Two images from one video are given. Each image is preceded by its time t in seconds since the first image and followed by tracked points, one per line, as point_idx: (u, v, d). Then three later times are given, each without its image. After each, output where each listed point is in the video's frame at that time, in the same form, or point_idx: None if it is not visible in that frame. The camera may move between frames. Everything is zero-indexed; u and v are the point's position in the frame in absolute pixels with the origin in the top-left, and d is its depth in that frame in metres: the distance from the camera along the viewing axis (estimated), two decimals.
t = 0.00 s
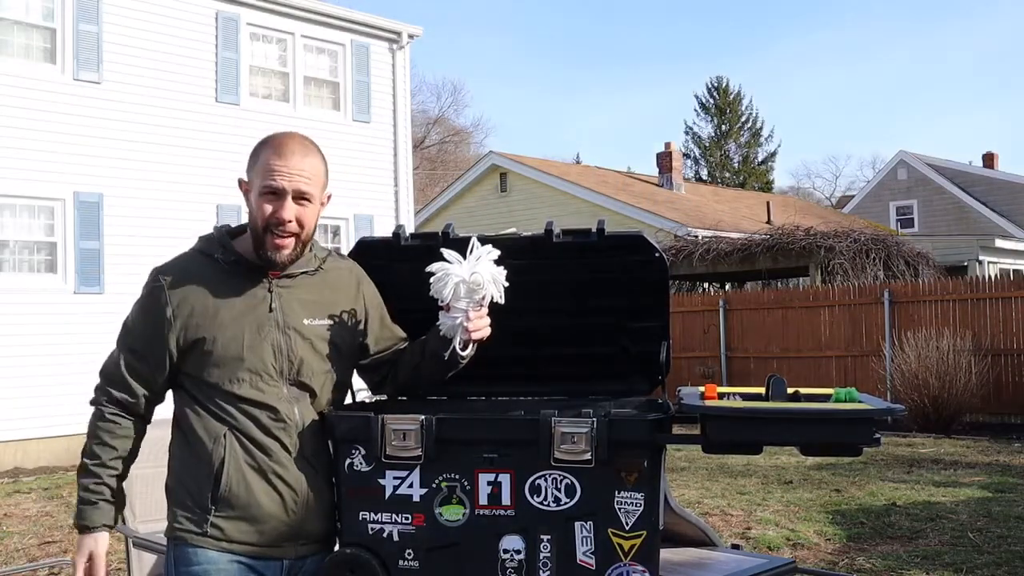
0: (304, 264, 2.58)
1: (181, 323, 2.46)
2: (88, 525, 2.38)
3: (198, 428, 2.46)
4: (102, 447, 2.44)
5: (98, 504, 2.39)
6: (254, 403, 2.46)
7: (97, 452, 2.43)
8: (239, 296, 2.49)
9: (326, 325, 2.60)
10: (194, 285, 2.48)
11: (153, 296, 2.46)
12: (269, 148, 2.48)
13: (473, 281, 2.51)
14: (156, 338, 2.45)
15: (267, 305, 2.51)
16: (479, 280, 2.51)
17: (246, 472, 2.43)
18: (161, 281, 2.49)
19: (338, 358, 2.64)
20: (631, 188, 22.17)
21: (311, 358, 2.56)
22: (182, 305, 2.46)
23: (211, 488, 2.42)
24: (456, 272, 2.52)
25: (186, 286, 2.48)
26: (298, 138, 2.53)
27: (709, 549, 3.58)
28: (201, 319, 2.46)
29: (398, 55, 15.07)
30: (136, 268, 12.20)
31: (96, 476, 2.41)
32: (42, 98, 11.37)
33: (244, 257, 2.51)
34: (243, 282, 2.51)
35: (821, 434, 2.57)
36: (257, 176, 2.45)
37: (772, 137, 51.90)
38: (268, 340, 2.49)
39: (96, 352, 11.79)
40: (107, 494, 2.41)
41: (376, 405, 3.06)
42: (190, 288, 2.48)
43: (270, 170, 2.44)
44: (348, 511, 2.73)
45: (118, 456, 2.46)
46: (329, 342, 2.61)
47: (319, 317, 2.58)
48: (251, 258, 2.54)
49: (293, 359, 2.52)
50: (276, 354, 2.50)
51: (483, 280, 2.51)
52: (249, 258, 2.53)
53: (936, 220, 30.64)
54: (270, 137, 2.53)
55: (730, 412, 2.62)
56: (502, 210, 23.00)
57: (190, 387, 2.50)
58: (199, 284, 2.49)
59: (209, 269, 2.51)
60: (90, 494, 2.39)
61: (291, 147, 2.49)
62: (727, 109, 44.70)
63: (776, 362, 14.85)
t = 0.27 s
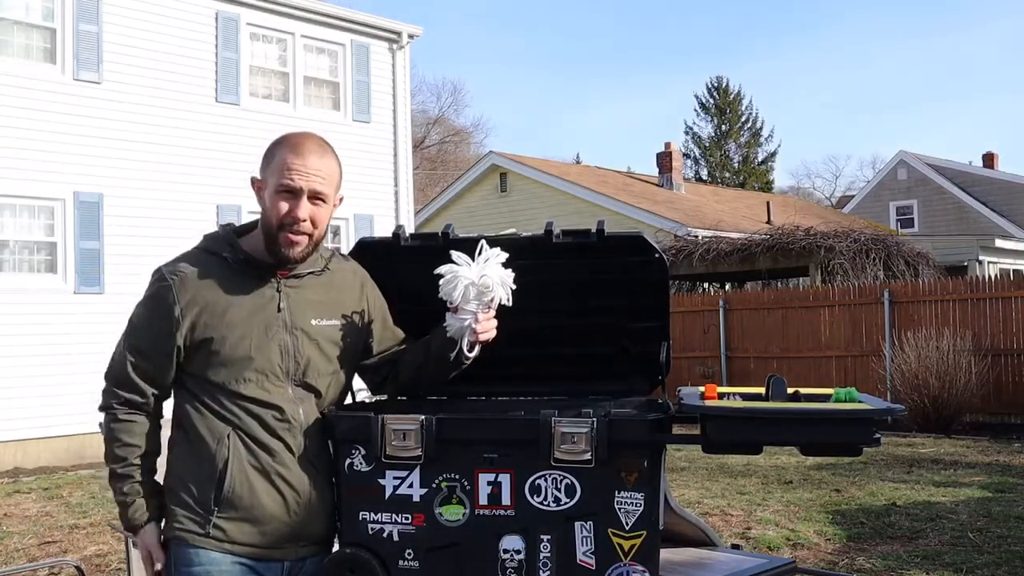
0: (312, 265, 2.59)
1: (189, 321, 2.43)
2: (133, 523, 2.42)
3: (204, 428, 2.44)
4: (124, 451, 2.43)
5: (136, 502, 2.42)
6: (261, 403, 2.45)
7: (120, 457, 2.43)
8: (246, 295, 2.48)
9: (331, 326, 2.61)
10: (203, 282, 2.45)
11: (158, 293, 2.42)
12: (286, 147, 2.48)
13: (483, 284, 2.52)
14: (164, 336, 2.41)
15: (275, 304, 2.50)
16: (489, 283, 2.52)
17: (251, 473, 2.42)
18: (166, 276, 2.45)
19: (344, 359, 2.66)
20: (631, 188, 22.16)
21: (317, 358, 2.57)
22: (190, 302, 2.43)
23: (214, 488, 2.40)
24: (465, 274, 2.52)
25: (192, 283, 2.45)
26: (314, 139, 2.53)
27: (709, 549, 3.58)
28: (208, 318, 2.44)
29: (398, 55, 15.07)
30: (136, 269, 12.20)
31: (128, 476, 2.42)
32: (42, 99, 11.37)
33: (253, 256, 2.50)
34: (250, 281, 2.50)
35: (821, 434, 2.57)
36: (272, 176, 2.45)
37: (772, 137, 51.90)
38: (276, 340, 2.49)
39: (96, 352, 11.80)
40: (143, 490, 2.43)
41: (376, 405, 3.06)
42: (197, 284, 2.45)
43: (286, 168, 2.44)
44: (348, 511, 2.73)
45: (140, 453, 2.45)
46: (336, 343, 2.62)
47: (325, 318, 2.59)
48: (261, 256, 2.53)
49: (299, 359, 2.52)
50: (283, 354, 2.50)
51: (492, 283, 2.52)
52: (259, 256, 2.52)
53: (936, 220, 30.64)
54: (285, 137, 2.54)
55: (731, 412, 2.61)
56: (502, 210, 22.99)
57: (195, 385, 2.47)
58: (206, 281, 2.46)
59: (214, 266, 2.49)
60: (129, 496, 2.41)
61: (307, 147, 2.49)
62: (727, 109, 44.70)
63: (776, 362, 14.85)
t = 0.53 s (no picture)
0: (313, 265, 2.59)
1: (190, 320, 2.41)
2: (110, 518, 2.27)
3: (205, 428, 2.43)
4: (115, 443, 2.36)
5: (121, 493, 2.31)
6: (262, 402, 2.45)
7: (108, 450, 2.35)
8: (247, 293, 2.48)
9: (332, 326, 2.61)
10: (203, 281, 2.45)
11: (158, 291, 2.40)
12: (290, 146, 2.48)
13: (482, 280, 2.57)
14: (164, 335, 2.39)
15: (276, 303, 2.50)
16: (488, 279, 2.56)
17: (252, 472, 2.42)
18: (166, 275, 2.43)
19: (344, 358, 2.66)
20: (631, 188, 22.15)
21: (318, 358, 2.57)
22: (191, 301, 2.42)
23: (215, 488, 2.40)
24: (464, 271, 2.56)
25: (193, 282, 2.44)
26: (320, 139, 2.53)
27: (709, 549, 3.58)
28: (209, 317, 2.43)
29: (398, 55, 15.07)
30: (136, 269, 12.20)
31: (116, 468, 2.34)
32: (42, 99, 11.37)
33: (255, 255, 2.50)
34: (251, 280, 2.50)
35: (820, 434, 2.57)
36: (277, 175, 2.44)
37: (772, 137, 51.91)
38: (278, 339, 2.49)
39: (96, 352, 11.80)
40: (127, 483, 2.33)
41: (376, 406, 3.06)
42: (197, 282, 2.44)
43: (291, 168, 2.43)
44: (348, 511, 2.73)
45: (131, 448, 2.38)
46: (338, 342, 2.63)
47: (326, 317, 2.60)
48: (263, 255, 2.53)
49: (300, 359, 2.52)
50: (284, 353, 2.50)
51: (491, 280, 2.56)
52: (262, 255, 2.52)
53: (936, 220, 30.64)
54: (291, 136, 2.53)
55: (730, 412, 2.62)
56: (502, 210, 22.98)
57: (195, 384, 2.46)
58: (207, 280, 2.45)
59: (216, 264, 2.48)
60: (112, 487, 2.31)
61: (313, 147, 2.48)
62: (727, 109, 44.70)
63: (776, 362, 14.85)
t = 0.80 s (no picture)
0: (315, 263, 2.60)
1: (192, 319, 2.41)
2: (101, 519, 2.24)
3: (207, 428, 2.43)
4: (116, 444, 2.32)
5: (120, 496, 2.27)
6: (264, 401, 2.45)
7: (107, 451, 2.32)
8: (249, 292, 2.48)
9: (334, 325, 2.61)
10: (206, 280, 2.44)
11: (161, 290, 2.40)
12: (292, 144, 2.47)
13: (482, 277, 2.57)
14: (167, 334, 2.38)
15: (279, 302, 2.50)
16: (488, 276, 2.57)
17: (253, 473, 2.41)
18: (168, 273, 2.42)
19: (346, 357, 2.66)
20: (631, 188, 22.15)
21: (320, 357, 2.57)
22: (194, 300, 2.42)
23: (216, 488, 2.40)
24: (463, 270, 2.58)
25: (196, 281, 2.43)
26: (321, 138, 2.52)
27: (709, 549, 3.58)
28: (212, 316, 2.43)
29: (398, 55, 15.07)
30: (136, 269, 12.20)
31: (115, 470, 2.30)
32: (41, 99, 11.36)
33: (257, 254, 2.49)
34: (254, 278, 2.49)
35: (820, 433, 2.57)
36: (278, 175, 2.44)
37: (772, 137, 51.90)
38: (280, 338, 2.49)
39: (96, 352, 11.80)
40: (127, 486, 2.30)
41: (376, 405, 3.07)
42: (200, 281, 2.43)
43: (291, 168, 2.43)
44: (348, 511, 2.73)
45: (132, 450, 2.35)
46: (339, 341, 2.63)
47: (327, 317, 2.60)
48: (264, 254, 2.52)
49: (302, 358, 2.53)
50: (286, 352, 2.50)
51: (490, 277, 2.57)
52: (263, 254, 2.52)
53: (936, 220, 30.63)
54: (292, 135, 2.52)
55: (730, 411, 2.61)
56: (502, 210, 22.98)
57: (197, 385, 2.45)
58: (209, 279, 2.45)
59: (218, 264, 2.48)
60: (110, 488, 2.27)
61: (315, 146, 2.48)
62: (727, 109, 44.67)
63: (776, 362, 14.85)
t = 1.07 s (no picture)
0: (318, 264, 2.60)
1: (193, 319, 2.41)
2: (97, 521, 2.22)
3: (208, 428, 2.42)
4: (116, 447, 2.31)
5: (119, 500, 2.27)
6: (264, 401, 2.45)
7: (106, 453, 2.30)
8: (250, 291, 2.48)
9: (336, 325, 2.62)
10: (207, 280, 2.44)
11: (161, 290, 2.39)
12: (303, 150, 2.45)
13: (485, 274, 2.58)
14: (167, 335, 2.38)
15: (280, 302, 2.50)
16: (491, 273, 2.58)
17: (253, 473, 2.41)
18: (168, 272, 2.42)
19: (347, 356, 2.67)
20: (631, 188, 22.15)
21: (321, 356, 2.58)
22: (195, 300, 2.42)
23: (217, 488, 2.39)
24: (467, 266, 2.58)
25: (197, 280, 2.43)
26: (330, 141, 2.51)
27: (709, 549, 3.58)
28: (213, 317, 2.43)
29: (398, 55, 15.06)
30: (136, 269, 12.19)
31: (113, 473, 2.29)
32: (42, 99, 11.36)
33: (262, 256, 2.49)
34: (255, 277, 2.50)
35: (821, 433, 2.58)
36: (290, 181, 2.42)
37: (772, 137, 51.89)
38: (281, 338, 2.49)
39: (96, 352, 11.80)
40: (127, 488, 2.29)
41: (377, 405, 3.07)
42: (201, 281, 2.43)
43: (302, 173, 2.42)
44: (348, 511, 2.73)
45: (131, 454, 2.33)
46: (339, 342, 2.63)
47: (329, 317, 2.60)
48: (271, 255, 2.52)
49: (303, 358, 2.53)
50: (287, 351, 2.50)
51: (494, 274, 2.58)
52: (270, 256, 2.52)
53: (936, 220, 30.63)
54: (300, 136, 2.50)
55: (730, 412, 2.62)
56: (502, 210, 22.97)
57: (197, 385, 2.45)
58: (210, 278, 2.45)
59: (219, 263, 2.48)
60: (108, 492, 2.26)
61: (325, 151, 2.47)
62: (727, 109, 44.66)
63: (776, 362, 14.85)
